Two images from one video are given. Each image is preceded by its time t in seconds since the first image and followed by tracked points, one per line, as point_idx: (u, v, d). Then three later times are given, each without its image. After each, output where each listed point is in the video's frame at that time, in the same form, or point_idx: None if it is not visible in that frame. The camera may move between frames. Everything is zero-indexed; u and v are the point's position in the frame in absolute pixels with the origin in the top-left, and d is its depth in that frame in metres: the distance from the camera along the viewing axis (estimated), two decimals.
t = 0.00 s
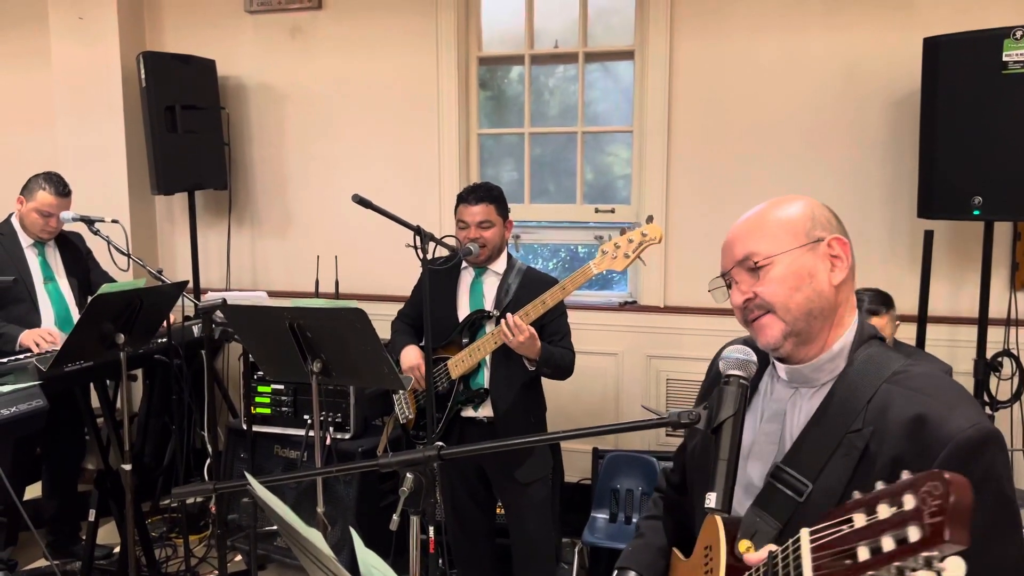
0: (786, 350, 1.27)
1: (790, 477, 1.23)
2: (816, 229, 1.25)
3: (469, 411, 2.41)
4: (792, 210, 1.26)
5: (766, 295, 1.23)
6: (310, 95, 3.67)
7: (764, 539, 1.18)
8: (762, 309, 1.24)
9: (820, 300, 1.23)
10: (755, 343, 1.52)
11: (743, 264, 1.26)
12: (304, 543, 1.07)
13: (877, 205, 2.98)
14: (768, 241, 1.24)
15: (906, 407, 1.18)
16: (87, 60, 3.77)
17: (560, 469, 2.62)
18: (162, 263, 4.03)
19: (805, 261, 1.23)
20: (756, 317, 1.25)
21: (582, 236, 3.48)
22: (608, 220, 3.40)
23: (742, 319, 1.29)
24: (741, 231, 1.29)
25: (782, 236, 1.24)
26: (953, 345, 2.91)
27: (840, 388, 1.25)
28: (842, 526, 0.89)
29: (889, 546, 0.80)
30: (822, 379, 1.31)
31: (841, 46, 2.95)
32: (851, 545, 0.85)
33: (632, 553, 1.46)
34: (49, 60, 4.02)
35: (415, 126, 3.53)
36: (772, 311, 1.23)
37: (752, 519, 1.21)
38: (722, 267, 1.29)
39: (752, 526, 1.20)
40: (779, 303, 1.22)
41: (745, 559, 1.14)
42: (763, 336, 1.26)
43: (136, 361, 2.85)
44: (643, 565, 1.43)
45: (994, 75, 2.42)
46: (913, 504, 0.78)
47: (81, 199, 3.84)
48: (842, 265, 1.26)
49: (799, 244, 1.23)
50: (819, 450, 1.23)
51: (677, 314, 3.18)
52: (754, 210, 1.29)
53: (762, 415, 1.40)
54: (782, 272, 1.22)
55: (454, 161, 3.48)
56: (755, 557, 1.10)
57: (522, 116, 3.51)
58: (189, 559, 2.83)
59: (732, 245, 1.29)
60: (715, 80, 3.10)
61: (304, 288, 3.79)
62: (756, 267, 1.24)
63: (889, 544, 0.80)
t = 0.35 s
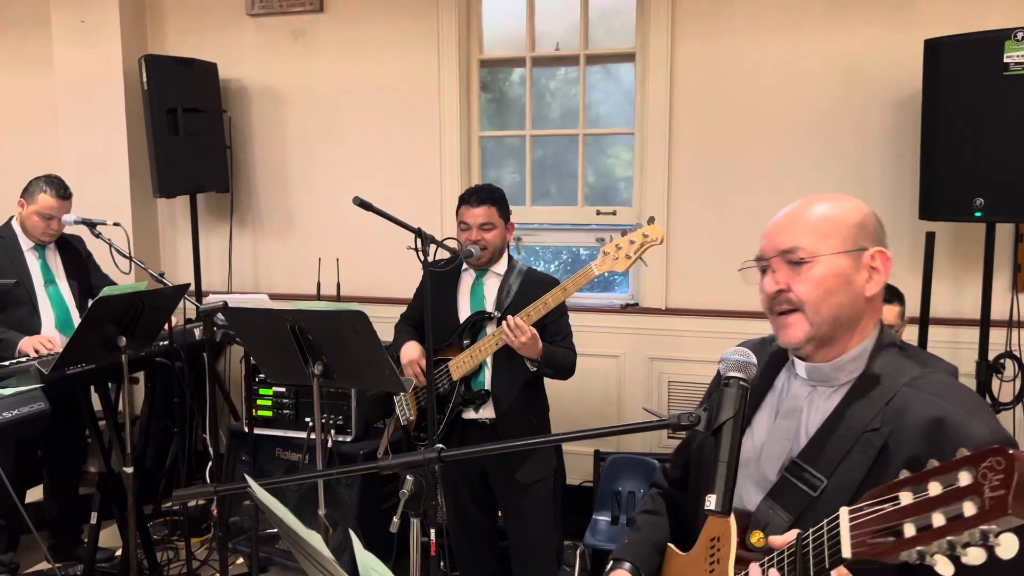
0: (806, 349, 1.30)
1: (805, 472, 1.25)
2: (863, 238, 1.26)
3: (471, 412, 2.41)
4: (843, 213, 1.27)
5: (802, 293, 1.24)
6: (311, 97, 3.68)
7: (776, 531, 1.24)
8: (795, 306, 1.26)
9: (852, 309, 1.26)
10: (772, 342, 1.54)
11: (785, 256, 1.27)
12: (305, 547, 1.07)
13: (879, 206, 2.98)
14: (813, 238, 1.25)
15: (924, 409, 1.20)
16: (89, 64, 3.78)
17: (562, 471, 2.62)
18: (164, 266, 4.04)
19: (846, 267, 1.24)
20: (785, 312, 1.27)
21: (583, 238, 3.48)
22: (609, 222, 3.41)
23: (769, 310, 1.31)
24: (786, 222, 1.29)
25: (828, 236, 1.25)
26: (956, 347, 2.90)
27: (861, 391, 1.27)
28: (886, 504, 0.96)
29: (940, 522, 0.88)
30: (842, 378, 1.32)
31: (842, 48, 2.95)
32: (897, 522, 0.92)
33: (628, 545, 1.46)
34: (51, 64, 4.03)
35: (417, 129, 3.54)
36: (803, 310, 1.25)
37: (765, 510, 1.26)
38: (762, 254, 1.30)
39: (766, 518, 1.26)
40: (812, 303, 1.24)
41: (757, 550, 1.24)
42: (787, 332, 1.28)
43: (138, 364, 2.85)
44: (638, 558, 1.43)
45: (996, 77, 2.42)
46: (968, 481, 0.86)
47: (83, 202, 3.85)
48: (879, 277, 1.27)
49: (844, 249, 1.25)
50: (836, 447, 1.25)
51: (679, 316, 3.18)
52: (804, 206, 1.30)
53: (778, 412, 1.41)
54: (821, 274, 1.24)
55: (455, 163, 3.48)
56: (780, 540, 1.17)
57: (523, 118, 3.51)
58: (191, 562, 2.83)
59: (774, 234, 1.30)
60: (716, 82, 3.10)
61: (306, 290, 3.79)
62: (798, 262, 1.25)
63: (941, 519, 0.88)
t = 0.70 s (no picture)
0: (857, 353, 1.28)
1: (826, 465, 1.26)
2: (951, 261, 1.21)
3: (472, 411, 2.40)
4: (938, 230, 1.20)
5: (874, 303, 1.20)
6: (314, 98, 3.68)
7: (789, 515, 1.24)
8: (862, 314, 1.22)
9: (918, 328, 1.23)
10: (817, 338, 1.56)
11: (869, 263, 1.21)
12: (307, 547, 1.06)
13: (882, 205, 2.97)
14: (902, 252, 1.19)
15: (958, 420, 1.19)
16: (91, 64, 3.78)
17: (563, 471, 2.61)
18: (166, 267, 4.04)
19: (927, 289, 1.19)
20: (849, 316, 1.24)
21: (585, 238, 3.48)
22: (611, 221, 3.40)
23: (831, 307, 1.27)
24: (877, 226, 1.22)
25: (917, 252, 1.19)
26: (959, 346, 2.90)
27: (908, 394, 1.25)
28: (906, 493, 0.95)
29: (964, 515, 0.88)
30: (880, 379, 1.30)
31: (844, 47, 2.95)
32: (919, 513, 0.92)
33: (639, 514, 1.49)
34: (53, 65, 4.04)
35: (419, 129, 3.54)
36: (870, 320, 1.22)
37: (778, 497, 1.27)
38: (844, 251, 1.24)
39: (778, 504, 1.26)
40: (881, 316, 1.21)
41: (768, 534, 1.24)
42: (844, 335, 1.26)
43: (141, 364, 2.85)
44: (647, 528, 1.46)
45: (999, 75, 2.42)
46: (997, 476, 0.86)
47: (86, 203, 3.86)
48: (952, 301, 1.24)
49: (930, 270, 1.19)
50: (861, 445, 1.25)
51: (681, 316, 3.17)
52: (903, 212, 1.22)
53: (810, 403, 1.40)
54: (902, 291, 1.19)
55: (457, 163, 3.48)
56: (794, 522, 1.17)
57: (525, 118, 3.51)
58: (194, 561, 2.84)
59: (860, 236, 1.23)
60: (719, 80, 3.10)
61: (308, 291, 3.79)
62: (881, 272, 1.20)
63: (966, 512, 0.88)
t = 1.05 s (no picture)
0: (863, 351, 1.29)
1: (830, 473, 1.27)
2: (969, 268, 1.21)
3: (474, 410, 2.40)
4: (962, 235, 1.20)
5: (887, 304, 1.21)
6: (316, 98, 3.68)
7: (791, 529, 1.26)
8: (873, 313, 1.23)
9: (928, 331, 1.23)
10: (821, 331, 1.54)
11: (889, 263, 1.21)
12: (312, 546, 1.07)
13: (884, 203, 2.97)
14: (923, 254, 1.19)
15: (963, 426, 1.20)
16: (93, 65, 3.79)
17: (566, 471, 2.61)
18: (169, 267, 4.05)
19: (943, 294, 1.20)
20: (860, 313, 1.24)
21: (587, 237, 3.48)
22: (614, 220, 3.41)
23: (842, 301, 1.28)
24: (901, 224, 1.22)
25: (936, 256, 1.19)
26: (961, 344, 2.90)
27: (914, 400, 1.25)
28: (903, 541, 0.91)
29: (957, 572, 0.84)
30: (886, 381, 1.29)
31: (846, 46, 2.95)
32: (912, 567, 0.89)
33: (649, 513, 1.49)
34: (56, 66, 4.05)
35: (421, 129, 3.54)
36: (880, 320, 1.22)
37: (782, 506, 1.29)
38: (865, 247, 1.24)
39: (782, 514, 1.28)
40: (892, 317, 1.21)
41: (771, 545, 1.25)
42: (851, 330, 1.26)
43: (144, 364, 2.86)
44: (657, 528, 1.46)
45: (1001, 73, 2.42)
46: (987, 536, 0.81)
47: (89, 203, 3.87)
48: (965, 308, 1.24)
49: (947, 276, 1.19)
50: (867, 452, 1.26)
51: (683, 315, 3.18)
52: (930, 211, 1.21)
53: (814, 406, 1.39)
54: (916, 295, 1.19)
55: (459, 163, 3.48)
56: (795, 552, 1.18)
57: (527, 118, 3.51)
58: (197, 561, 2.84)
59: (884, 233, 1.22)
60: (720, 79, 3.10)
61: (311, 291, 3.80)
62: (898, 273, 1.20)
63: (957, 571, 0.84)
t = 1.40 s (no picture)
0: (907, 357, 1.14)
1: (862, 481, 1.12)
2: (1018, 260, 1.05)
3: (476, 411, 2.41)
4: (1007, 225, 1.05)
5: (927, 304, 1.06)
6: (317, 98, 3.69)
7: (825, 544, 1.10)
8: (913, 315, 1.08)
9: (976, 332, 1.07)
10: (882, 341, 1.40)
11: (925, 259, 1.06)
12: (315, 546, 1.07)
13: (885, 202, 2.97)
14: (963, 249, 1.04)
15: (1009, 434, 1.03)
16: (94, 67, 3.80)
17: (568, 470, 2.62)
18: (170, 268, 4.05)
19: (989, 290, 1.04)
20: (898, 315, 1.10)
21: (588, 237, 3.48)
22: (614, 220, 3.41)
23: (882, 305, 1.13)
24: (937, 219, 1.08)
25: (978, 250, 1.04)
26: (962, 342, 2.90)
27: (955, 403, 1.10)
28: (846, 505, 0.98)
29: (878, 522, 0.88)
30: (934, 388, 1.14)
31: (846, 44, 2.95)
32: (850, 525, 0.93)
33: (710, 532, 1.40)
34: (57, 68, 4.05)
35: (422, 129, 3.55)
36: (921, 322, 1.07)
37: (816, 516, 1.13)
38: (899, 245, 1.10)
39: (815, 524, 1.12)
40: (934, 318, 1.06)
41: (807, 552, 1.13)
42: (891, 335, 1.12)
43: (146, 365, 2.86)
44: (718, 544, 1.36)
45: (1000, 71, 2.42)
46: (897, 485, 0.88)
47: (90, 205, 3.87)
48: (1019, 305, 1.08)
49: (993, 271, 1.04)
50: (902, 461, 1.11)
51: (684, 314, 3.18)
52: (968, 201, 1.07)
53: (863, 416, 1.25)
54: (960, 292, 1.04)
55: (460, 163, 3.49)
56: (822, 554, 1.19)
57: (528, 118, 3.52)
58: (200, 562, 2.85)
59: (919, 229, 1.08)
60: (722, 78, 3.10)
61: (312, 291, 3.80)
62: (936, 270, 1.05)
63: (876, 522, 0.88)
